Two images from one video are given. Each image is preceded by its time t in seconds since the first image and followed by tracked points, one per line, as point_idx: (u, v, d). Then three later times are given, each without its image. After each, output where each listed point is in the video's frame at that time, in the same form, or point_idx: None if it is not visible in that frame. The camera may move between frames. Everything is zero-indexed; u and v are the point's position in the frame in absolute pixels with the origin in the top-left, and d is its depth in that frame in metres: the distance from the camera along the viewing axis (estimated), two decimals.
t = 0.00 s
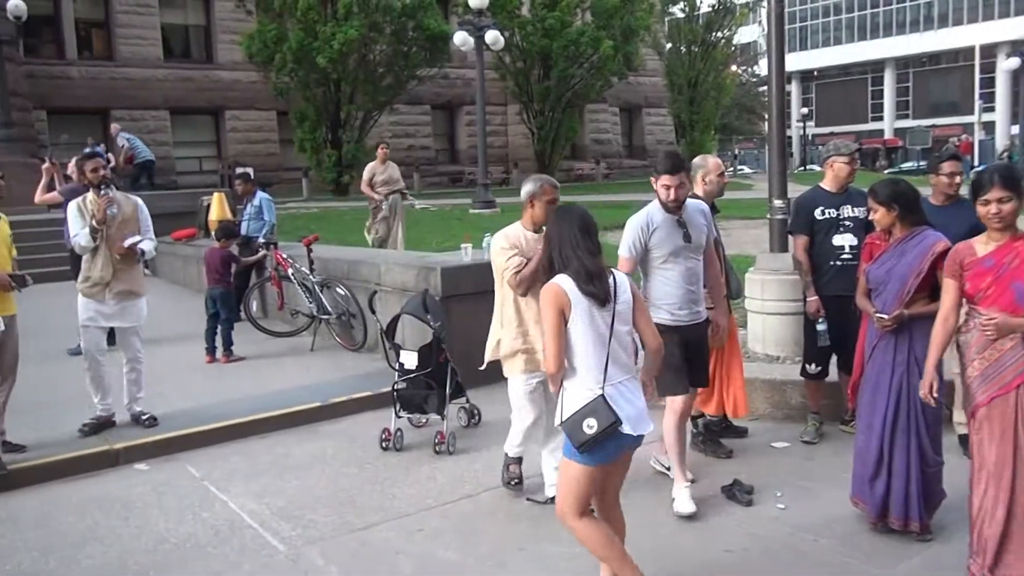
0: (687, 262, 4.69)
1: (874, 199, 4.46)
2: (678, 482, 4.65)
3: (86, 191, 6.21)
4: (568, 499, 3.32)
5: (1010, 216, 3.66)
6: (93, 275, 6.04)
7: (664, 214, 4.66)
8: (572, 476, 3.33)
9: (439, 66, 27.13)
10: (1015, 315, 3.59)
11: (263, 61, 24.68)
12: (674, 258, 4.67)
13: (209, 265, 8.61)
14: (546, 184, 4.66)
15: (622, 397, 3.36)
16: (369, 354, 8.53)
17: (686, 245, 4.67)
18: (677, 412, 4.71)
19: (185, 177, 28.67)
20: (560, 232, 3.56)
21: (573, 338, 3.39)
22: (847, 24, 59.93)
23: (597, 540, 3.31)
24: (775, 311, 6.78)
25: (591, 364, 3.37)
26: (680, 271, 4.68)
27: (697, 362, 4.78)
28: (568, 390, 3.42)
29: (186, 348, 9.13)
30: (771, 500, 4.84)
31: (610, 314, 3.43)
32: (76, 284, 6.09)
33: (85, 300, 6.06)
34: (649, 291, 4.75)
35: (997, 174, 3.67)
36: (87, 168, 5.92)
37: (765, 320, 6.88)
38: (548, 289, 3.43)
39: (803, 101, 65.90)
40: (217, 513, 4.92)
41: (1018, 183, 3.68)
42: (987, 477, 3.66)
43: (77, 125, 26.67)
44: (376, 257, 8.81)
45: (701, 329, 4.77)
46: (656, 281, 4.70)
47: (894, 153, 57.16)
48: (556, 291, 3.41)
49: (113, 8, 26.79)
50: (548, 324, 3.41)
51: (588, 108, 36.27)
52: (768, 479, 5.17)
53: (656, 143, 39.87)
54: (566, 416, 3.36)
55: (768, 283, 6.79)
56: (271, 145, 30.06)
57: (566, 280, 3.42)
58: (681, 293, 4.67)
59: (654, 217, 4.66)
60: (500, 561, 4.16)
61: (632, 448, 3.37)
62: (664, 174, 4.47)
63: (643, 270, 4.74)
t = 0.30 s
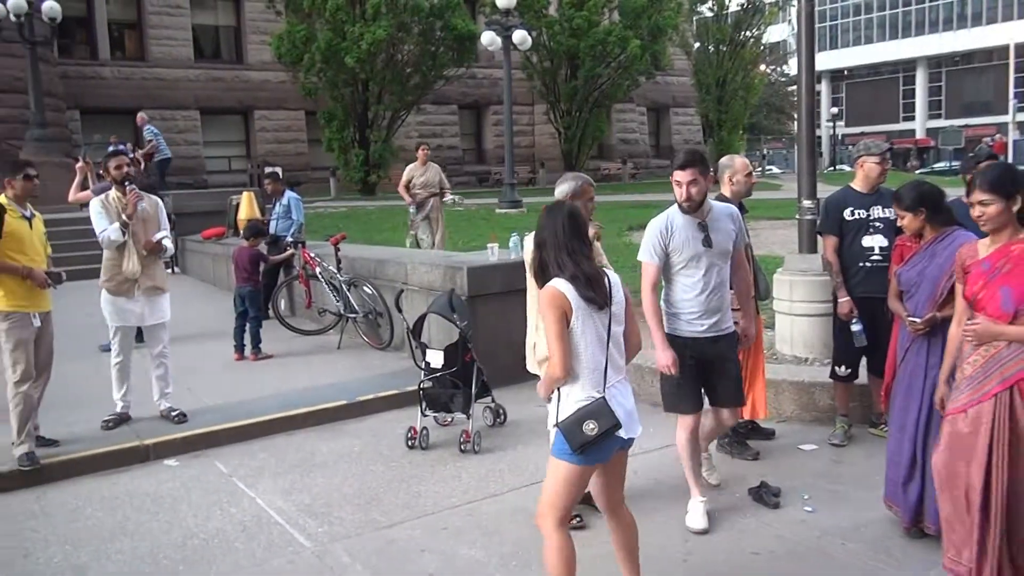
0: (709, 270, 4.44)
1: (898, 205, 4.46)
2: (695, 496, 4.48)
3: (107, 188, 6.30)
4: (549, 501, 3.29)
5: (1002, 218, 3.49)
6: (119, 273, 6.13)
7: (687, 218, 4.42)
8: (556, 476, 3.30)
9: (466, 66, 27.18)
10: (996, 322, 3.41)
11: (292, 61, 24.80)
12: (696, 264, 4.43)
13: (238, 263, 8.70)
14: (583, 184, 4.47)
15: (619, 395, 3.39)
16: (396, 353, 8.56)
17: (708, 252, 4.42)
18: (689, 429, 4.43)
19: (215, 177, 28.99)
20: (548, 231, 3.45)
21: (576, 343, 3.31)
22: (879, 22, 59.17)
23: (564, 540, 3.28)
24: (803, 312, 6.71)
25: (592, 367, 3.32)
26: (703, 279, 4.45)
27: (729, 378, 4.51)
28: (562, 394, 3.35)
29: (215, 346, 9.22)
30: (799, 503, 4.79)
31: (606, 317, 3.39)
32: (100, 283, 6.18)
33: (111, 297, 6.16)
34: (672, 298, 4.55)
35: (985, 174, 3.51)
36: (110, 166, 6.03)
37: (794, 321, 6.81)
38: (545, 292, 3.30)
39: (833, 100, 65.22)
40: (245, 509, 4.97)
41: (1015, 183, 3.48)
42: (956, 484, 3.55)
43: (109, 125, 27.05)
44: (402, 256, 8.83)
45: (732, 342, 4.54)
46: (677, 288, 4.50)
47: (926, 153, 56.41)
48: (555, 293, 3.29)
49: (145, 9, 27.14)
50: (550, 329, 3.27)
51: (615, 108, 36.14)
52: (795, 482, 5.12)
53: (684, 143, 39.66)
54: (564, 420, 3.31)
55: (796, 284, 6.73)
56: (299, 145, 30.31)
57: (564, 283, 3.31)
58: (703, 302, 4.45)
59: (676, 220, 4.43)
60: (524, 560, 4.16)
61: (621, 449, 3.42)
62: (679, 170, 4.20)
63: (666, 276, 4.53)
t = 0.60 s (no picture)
0: (722, 276, 4.24)
1: (925, 207, 4.54)
2: (714, 498, 4.42)
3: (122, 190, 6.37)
4: (539, 510, 3.30)
5: (968, 221, 3.40)
6: (133, 272, 6.17)
7: (706, 220, 4.25)
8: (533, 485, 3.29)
9: (486, 66, 27.19)
10: (959, 326, 3.36)
11: (312, 61, 24.89)
12: (709, 268, 4.23)
13: (259, 261, 8.73)
14: (606, 183, 4.45)
15: (592, 405, 3.40)
16: (415, 351, 8.58)
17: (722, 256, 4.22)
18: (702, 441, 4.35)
19: (236, 176, 29.20)
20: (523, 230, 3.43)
21: (550, 348, 3.28)
22: (903, 21, 58.64)
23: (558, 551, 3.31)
24: (824, 312, 6.66)
25: (565, 374, 3.31)
26: (715, 285, 4.23)
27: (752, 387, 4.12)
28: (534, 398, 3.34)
29: (235, 344, 9.28)
30: (818, 505, 4.75)
31: (582, 323, 3.40)
32: (114, 284, 6.23)
33: (126, 297, 6.21)
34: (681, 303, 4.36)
35: (954, 179, 3.46)
36: (125, 166, 6.08)
37: (815, 322, 6.77)
38: (520, 293, 3.28)
39: (855, 99, 64.68)
40: (265, 506, 5.00)
41: (985, 187, 3.41)
42: (920, 491, 3.47)
43: (132, 124, 27.29)
44: (422, 254, 8.85)
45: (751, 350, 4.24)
46: (689, 294, 4.31)
47: (949, 153, 55.88)
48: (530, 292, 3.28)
49: (168, 9, 27.37)
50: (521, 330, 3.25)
51: (635, 107, 36.04)
52: (814, 484, 5.08)
53: (704, 142, 39.47)
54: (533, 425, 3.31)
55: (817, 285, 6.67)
56: (320, 144, 30.45)
57: (539, 284, 3.30)
58: (715, 309, 4.22)
59: (693, 223, 4.27)
60: (541, 561, 4.15)
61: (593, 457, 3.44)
62: (705, 167, 4.11)
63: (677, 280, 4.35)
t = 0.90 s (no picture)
0: (706, 293, 3.92)
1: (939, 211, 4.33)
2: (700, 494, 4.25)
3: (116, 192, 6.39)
4: (520, 524, 3.20)
5: (918, 220, 3.41)
6: (130, 274, 6.18)
7: (702, 228, 3.95)
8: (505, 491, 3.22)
9: (486, 67, 27.21)
10: (909, 326, 3.40)
11: (313, 62, 24.90)
12: (696, 279, 3.94)
13: (259, 263, 8.72)
14: (629, 185, 4.49)
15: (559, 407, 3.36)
16: (415, 353, 8.57)
17: (711, 268, 3.89)
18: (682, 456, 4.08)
19: (237, 177, 29.23)
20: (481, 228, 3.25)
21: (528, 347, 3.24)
22: (903, 22, 58.66)
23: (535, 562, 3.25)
24: (824, 314, 6.65)
25: (541, 377, 3.26)
26: (700, 297, 3.93)
27: (733, 414, 3.87)
28: (506, 406, 3.21)
29: (235, 345, 9.26)
30: (818, 506, 4.75)
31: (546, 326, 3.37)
32: (111, 285, 6.24)
33: (123, 298, 6.20)
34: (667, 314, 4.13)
35: (906, 178, 3.45)
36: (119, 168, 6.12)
37: (814, 323, 6.75)
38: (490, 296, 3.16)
39: (856, 100, 64.71)
40: (264, 507, 5.00)
41: (941, 186, 3.40)
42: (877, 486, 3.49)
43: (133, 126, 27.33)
44: (422, 256, 8.84)
45: (733, 371, 3.92)
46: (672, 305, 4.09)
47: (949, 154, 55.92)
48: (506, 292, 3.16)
49: (169, 11, 27.38)
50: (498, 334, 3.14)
51: (635, 108, 36.06)
52: (815, 485, 5.08)
53: (704, 143, 39.48)
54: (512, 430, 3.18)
55: (817, 286, 6.67)
56: (320, 145, 30.48)
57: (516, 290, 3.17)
58: (698, 323, 3.94)
59: (689, 229, 4.00)
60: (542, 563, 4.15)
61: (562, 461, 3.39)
62: (703, 169, 3.82)
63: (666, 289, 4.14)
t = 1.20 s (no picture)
0: (661, 315, 3.67)
1: (938, 201, 4.36)
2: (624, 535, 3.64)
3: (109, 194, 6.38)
4: (466, 523, 3.15)
5: (869, 227, 3.40)
6: (126, 275, 6.18)
7: (647, 244, 3.69)
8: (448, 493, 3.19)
9: (482, 68, 27.22)
10: (858, 335, 3.43)
11: (309, 63, 24.82)
12: (649, 299, 3.69)
13: (256, 265, 8.74)
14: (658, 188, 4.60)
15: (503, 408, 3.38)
16: (411, 354, 8.56)
17: (658, 287, 3.65)
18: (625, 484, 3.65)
19: (233, 178, 29.23)
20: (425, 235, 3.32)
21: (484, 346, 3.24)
22: (898, 23, 58.79)
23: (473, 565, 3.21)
24: (820, 314, 6.65)
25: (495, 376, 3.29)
26: (655, 319, 3.69)
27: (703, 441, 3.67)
28: (460, 408, 3.18)
29: (231, 347, 9.25)
30: (815, 506, 4.76)
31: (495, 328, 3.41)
32: (107, 286, 6.24)
33: (119, 300, 6.23)
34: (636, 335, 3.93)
35: (861, 183, 3.43)
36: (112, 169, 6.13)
37: (810, 324, 6.75)
38: (446, 293, 3.18)
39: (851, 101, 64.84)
40: (261, 509, 4.99)
41: (893, 194, 3.40)
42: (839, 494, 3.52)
43: (129, 128, 27.30)
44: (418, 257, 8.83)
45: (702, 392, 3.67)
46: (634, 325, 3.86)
47: (945, 155, 56.03)
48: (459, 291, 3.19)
49: (165, 12, 27.32)
50: (451, 334, 3.15)
51: (631, 109, 36.09)
52: (812, 486, 5.08)
53: (701, 144, 39.53)
54: (466, 431, 3.16)
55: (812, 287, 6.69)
56: (316, 146, 30.47)
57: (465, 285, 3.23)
58: (654, 344, 3.70)
59: (634, 248, 3.74)
60: (539, 562, 4.16)
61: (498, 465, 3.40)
62: (631, 183, 3.57)
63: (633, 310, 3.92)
